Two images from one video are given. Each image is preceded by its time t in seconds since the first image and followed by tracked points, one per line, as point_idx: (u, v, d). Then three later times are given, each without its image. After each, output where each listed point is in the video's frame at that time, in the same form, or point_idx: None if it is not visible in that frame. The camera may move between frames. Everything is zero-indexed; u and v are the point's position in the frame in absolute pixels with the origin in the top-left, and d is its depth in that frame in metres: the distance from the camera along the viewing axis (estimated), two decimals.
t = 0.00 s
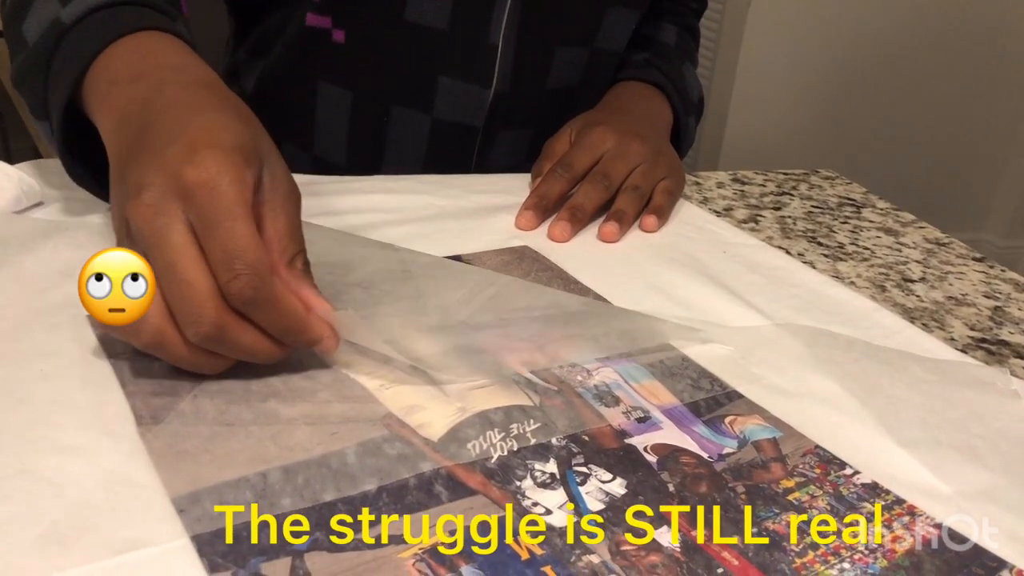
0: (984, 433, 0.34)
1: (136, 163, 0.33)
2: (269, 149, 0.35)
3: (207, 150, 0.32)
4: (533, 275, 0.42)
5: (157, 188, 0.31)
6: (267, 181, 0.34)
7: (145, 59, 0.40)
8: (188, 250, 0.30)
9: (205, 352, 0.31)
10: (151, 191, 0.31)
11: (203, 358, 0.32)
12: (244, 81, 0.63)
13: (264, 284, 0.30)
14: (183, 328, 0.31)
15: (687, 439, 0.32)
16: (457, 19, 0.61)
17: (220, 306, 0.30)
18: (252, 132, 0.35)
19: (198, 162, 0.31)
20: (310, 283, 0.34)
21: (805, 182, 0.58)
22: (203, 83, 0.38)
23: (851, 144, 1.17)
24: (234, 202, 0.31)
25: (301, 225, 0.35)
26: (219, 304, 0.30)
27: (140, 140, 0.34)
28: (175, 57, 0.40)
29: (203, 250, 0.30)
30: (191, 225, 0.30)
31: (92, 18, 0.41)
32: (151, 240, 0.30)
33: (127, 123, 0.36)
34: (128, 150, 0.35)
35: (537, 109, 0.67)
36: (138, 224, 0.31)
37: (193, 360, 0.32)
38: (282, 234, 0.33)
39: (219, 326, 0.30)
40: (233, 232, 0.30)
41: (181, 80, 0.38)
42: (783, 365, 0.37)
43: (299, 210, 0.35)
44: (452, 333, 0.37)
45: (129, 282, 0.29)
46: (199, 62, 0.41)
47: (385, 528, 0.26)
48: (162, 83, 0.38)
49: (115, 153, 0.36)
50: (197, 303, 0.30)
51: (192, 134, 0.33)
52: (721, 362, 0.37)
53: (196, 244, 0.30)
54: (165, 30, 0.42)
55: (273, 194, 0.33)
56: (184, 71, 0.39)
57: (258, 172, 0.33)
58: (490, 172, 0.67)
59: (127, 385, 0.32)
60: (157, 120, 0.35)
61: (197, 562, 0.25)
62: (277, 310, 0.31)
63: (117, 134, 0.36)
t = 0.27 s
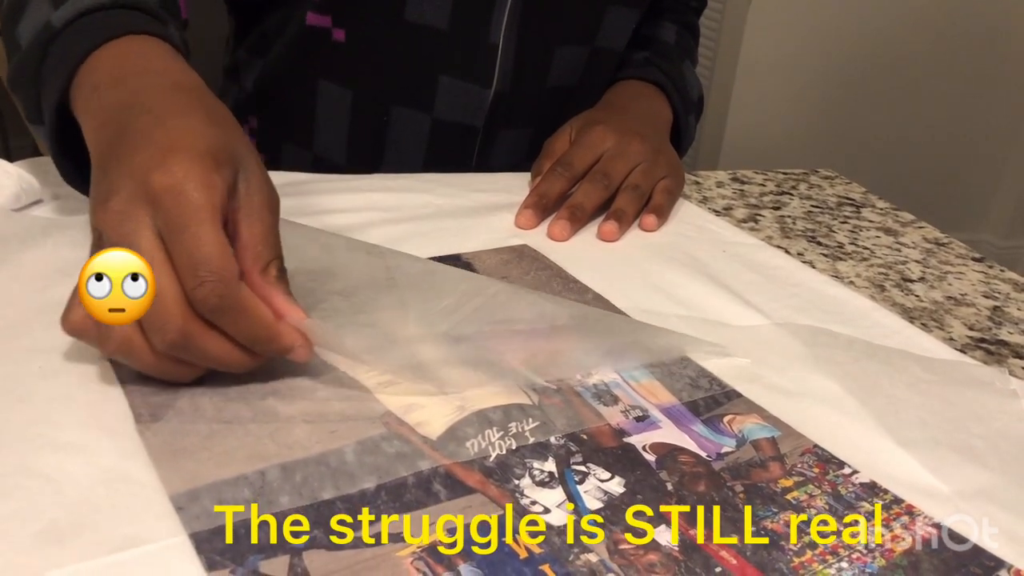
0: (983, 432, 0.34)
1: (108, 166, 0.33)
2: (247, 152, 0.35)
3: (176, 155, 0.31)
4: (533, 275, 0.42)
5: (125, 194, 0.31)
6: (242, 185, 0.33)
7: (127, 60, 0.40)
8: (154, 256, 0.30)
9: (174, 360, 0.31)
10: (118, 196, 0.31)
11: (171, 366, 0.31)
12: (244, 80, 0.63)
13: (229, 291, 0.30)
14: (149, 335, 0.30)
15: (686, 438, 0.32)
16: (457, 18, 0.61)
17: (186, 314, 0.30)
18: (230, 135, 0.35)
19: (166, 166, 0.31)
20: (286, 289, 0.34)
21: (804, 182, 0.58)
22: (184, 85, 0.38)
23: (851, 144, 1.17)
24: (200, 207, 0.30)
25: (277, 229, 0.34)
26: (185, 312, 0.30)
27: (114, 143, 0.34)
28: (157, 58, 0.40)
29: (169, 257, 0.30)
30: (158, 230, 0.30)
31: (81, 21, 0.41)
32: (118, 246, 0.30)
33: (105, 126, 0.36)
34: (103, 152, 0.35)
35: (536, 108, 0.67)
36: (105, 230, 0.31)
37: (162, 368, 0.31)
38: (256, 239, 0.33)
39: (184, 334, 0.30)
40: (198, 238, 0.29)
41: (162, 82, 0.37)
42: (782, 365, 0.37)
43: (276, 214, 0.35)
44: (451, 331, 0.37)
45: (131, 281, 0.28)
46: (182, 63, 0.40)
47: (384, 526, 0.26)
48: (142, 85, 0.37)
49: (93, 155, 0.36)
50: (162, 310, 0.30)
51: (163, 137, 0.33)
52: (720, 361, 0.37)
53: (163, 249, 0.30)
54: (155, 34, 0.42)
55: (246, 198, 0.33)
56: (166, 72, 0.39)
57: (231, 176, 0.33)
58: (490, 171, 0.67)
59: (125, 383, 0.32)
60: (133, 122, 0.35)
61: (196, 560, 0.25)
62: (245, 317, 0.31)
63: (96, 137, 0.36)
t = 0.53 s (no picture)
0: (983, 431, 0.34)
1: (83, 168, 0.33)
2: (226, 154, 0.35)
3: (148, 157, 0.31)
4: (534, 274, 0.42)
5: (95, 195, 0.31)
6: (218, 188, 0.33)
7: (114, 62, 0.40)
8: (122, 258, 0.30)
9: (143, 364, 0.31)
10: (89, 197, 0.31)
11: (139, 371, 0.31)
12: (246, 78, 0.63)
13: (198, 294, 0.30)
14: (117, 338, 0.30)
15: (687, 437, 0.32)
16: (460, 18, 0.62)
17: (155, 316, 0.30)
18: (210, 137, 0.35)
19: (137, 167, 0.31)
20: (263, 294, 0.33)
21: (806, 182, 0.59)
22: (167, 87, 0.38)
23: (852, 144, 1.17)
24: (169, 208, 0.30)
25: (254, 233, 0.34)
26: (154, 315, 0.30)
27: (93, 144, 0.34)
28: (144, 60, 0.40)
29: (138, 259, 0.30)
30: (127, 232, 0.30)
31: (71, 22, 0.41)
32: (88, 247, 0.30)
33: (87, 128, 0.36)
34: (81, 154, 0.35)
35: (539, 108, 0.67)
36: (76, 230, 0.30)
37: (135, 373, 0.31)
38: (231, 242, 0.32)
39: (152, 337, 0.30)
40: (166, 240, 0.29)
41: (146, 85, 0.37)
42: (783, 364, 0.37)
43: (255, 218, 0.34)
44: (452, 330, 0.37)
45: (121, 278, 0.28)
46: (168, 64, 0.40)
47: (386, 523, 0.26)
48: (125, 87, 0.37)
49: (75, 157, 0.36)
50: (130, 313, 0.30)
51: (139, 139, 0.33)
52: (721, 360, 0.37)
53: (133, 252, 0.30)
54: (147, 34, 0.42)
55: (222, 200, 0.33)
56: (151, 75, 0.39)
57: (206, 178, 0.33)
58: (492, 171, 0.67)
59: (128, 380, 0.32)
60: (112, 124, 0.35)
61: (198, 557, 0.25)
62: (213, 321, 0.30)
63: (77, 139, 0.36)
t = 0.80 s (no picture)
0: (988, 427, 0.34)
1: (66, 168, 0.33)
2: (213, 155, 0.35)
3: (130, 157, 0.31)
4: (540, 270, 0.42)
5: (75, 195, 0.31)
6: (203, 188, 0.33)
7: (109, 61, 0.40)
8: (100, 258, 0.30)
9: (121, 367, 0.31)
10: (68, 197, 0.31)
11: (116, 373, 0.31)
12: (254, 75, 0.63)
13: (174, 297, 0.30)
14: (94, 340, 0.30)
15: (693, 432, 0.32)
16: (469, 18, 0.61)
17: (131, 319, 0.30)
18: (197, 138, 0.35)
19: (118, 167, 0.31)
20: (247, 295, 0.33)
21: (812, 179, 0.59)
22: (159, 87, 0.38)
23: (858, 141, 1.17)
24: (149, 209, 0.30)
25: (239, 234, 0.34)
26: (130, 317, 0.30)
27: (79, 144, 0.34)
28: (139, 59, 0.40)
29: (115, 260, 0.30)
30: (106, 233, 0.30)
31: (69, 20, 0.42)
32: (67, 248, 0.30)
33: (76, 127, 0.36)
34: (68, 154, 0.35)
35: (546, 105, 0.67)
36: (54, 230, 0.30)
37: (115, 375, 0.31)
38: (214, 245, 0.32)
39: (127, 340, 0.30)
40: (144, 242, 0.29)
41: (137, 85, 0.37)
42: (789, 360, 0.37)
43: (241, 218, 0.34)
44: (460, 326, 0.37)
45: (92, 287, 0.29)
46: (163, 64, 0.41)
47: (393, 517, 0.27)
48: (117, 86, 0.37)
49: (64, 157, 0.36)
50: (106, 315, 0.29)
51: (122, 138, 0.33)
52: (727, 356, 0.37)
53: (111, 253, 0.30)
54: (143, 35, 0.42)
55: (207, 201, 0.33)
56: (143, 74, 0.39)
57: (190, 178, 0.33)
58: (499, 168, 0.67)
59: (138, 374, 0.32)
60: (98, 123, 0.35)
61: (207, 549, 0.25)
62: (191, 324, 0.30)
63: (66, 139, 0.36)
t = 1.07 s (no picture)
0: (993, 419, 0.34)
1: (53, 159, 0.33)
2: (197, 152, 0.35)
3: (114, 148, 0.32)
4: (551, 264, 0.43)
5: (58, 184, 0.31)
6: (186, 182, 0.34)
7: (106, 57, 0.41)
8: (81, 248, 0.30)
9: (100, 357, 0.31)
10: (52, 186, 0.31)
11: (95, 362, 0.31)
12: (269, 70, 0.64)
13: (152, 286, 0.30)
14: (72, 327, 0.30)
15: (701, 423, 0.33)
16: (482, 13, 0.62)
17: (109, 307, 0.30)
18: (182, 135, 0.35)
19: (98, 159, 0.31)
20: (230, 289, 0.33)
21: (821, 174, 0.59)
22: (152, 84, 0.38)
23: (870, 136, 1.17)
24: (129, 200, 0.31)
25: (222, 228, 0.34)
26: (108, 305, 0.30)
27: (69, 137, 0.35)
28: (135, 56, 0.41)
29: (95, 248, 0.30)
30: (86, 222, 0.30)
31: (74, 16, 0.42)
32: (49, 236, 0.30)
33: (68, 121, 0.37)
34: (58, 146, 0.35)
35: (558, 100, 0.68)
36: (38, 219, 0.31)
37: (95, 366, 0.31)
38: (197, 236, 0.33)
39: (105, 327, 0.30)
40: (122, 230, 0.30)
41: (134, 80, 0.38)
42: (797, 352, 0.38)
43: (225, 213, 0.34)
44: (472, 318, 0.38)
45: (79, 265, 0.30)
46: (160, 62, 0.41)
47: (409, 503, 0.28)
48: (111, 80, 0.38)
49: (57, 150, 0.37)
50: (85, 302, 0.30)
51: (109, 131, 0.33)
52: (736, 349, 0.38)
53: (91, 242, 0.30)
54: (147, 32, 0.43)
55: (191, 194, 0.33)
56: (138, 71, 0.39)
57: (172, 173, 0.33)
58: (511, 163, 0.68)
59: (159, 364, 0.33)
60: (88, 117, 0.35)
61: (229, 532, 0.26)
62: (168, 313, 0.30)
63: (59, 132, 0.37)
